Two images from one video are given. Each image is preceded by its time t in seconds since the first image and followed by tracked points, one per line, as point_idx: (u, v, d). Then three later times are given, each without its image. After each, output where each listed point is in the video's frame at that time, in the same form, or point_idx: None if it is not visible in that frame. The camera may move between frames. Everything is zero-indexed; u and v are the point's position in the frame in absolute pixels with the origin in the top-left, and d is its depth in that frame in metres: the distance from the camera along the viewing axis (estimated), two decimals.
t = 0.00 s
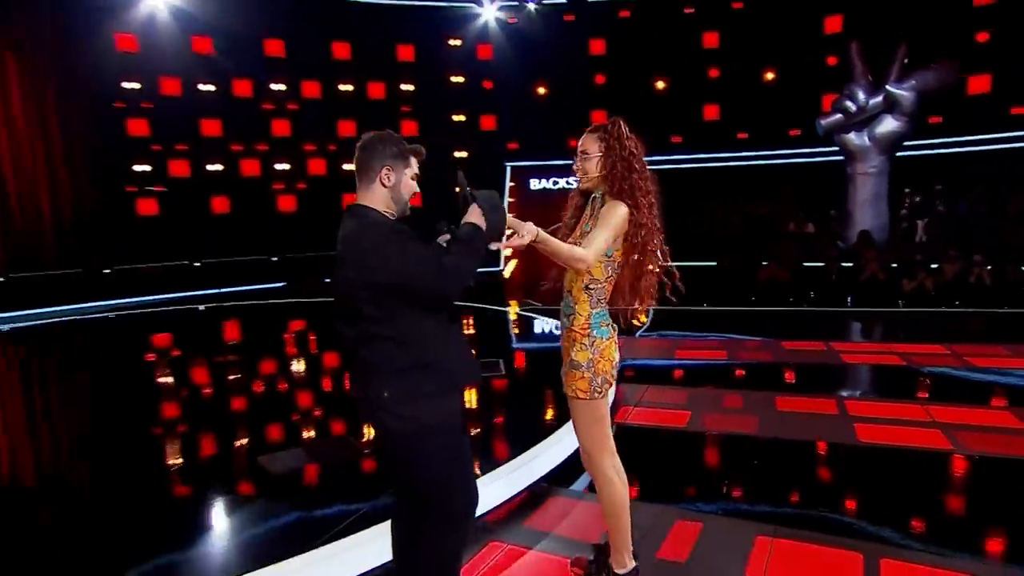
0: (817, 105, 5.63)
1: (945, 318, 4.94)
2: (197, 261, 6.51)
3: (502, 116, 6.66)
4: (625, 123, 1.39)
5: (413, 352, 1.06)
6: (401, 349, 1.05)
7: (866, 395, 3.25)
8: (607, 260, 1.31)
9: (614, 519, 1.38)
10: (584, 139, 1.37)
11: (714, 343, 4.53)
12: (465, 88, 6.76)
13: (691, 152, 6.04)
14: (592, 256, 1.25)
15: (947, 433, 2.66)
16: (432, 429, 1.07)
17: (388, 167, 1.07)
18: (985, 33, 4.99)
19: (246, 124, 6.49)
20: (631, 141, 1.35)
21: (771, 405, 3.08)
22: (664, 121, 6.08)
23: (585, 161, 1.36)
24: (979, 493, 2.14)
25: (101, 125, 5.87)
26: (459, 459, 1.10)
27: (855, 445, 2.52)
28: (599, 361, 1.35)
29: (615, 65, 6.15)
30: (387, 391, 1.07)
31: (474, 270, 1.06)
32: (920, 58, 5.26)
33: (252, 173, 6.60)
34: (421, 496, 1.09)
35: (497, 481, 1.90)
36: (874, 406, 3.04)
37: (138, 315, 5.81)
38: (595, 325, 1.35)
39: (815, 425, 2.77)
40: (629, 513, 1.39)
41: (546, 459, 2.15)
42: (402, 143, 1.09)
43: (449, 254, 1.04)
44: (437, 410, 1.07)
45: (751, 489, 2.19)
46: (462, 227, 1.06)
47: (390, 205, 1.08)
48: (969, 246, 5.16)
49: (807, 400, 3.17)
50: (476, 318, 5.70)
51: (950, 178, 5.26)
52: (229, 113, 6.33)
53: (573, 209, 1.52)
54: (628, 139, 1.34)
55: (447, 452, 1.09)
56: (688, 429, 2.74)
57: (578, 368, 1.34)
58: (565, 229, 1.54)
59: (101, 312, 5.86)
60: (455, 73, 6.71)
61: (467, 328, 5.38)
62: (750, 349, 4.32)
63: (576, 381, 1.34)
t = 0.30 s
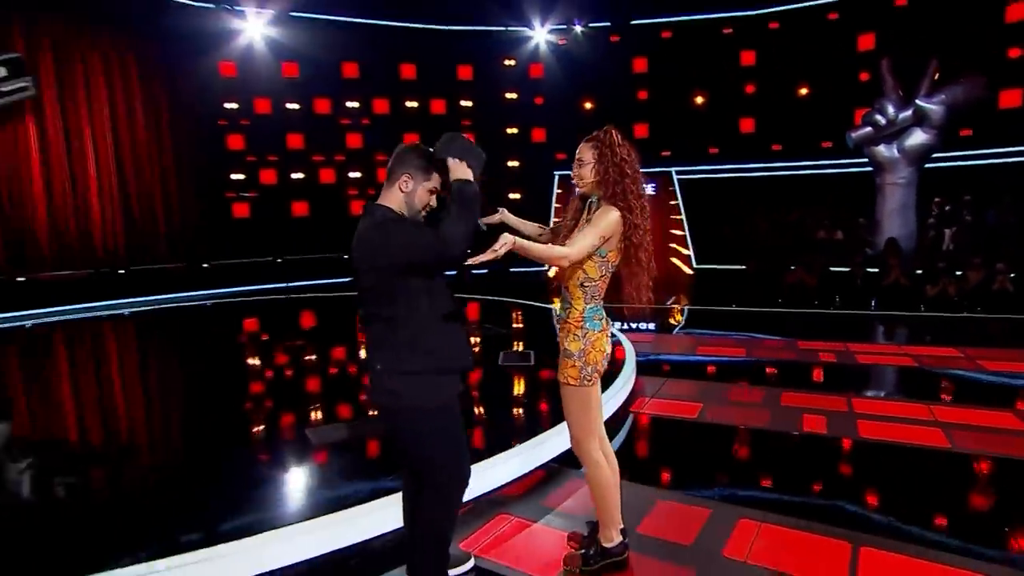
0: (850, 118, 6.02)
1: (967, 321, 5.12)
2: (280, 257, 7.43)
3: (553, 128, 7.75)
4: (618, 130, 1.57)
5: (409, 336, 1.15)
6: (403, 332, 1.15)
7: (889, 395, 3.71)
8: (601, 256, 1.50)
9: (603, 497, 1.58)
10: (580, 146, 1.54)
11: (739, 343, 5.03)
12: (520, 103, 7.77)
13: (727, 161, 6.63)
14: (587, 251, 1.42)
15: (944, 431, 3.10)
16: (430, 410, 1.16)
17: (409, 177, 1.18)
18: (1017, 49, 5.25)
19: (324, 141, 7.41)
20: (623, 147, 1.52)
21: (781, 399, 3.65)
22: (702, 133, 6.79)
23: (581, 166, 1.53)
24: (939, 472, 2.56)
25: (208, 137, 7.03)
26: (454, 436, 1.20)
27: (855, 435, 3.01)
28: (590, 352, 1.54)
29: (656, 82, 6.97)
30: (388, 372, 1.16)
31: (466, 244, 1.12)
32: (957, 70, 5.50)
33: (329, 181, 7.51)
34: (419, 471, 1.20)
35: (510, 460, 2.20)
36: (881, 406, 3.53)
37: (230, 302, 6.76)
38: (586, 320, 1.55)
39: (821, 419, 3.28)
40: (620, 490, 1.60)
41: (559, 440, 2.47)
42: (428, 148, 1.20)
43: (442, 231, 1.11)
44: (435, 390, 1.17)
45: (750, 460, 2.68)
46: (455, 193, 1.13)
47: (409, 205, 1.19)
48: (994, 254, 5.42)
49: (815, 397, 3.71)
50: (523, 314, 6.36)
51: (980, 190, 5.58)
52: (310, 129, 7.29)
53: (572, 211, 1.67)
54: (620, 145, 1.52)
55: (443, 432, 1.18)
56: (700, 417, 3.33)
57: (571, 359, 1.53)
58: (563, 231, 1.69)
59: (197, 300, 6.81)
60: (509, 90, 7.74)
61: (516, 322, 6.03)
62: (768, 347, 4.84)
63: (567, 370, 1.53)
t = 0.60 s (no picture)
0: (868, 128, 6.64)
1: (976, 321, 5.42)
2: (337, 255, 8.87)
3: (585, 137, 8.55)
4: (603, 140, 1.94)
5: (423, 326, 1.67)
6: (418, 321, 1.68)
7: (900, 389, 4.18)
8: (590, 251, 1.85)
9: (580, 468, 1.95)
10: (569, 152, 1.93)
11: (753, 339, 5.59)
12: (557, 115, 8.72)
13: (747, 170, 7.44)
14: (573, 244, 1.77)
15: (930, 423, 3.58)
16: (438, 383, 1.69)
17: (423, 179, 1.71)
18: None
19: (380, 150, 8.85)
20: (605, 152, 1.90)
21: (779, 390, 4.31)
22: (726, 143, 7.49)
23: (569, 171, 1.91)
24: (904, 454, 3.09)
25: (278, 149, 8.53)
26: (459, 404, 1.73)
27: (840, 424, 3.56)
28: (582, 342, 1.87)
29: (683, 94, 7.69)
30: (407, 351, 1.68)
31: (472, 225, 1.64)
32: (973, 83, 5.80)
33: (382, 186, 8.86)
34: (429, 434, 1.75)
35: (507, 442, 2.70)
36: (875, 398, 4.03)
37: (298, 294, 7.83)
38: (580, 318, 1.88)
39: (815, 409, 3.84)
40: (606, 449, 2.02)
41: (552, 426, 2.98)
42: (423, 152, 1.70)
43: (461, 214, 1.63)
44: (442, 370, 1.69)
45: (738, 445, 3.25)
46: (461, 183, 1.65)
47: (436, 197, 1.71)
48: (1005, 260, 5.83)
49: (815, 388, 4.29)
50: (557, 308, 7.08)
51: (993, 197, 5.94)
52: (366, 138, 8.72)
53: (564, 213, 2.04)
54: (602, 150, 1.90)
55: (449, 402, 1.71)
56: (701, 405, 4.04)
57: (566, 348, 1.87)
58: (558, 229, 2.07)
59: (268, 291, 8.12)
60: (547, 102, 8.69)
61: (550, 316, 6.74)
62: (778, 343, 5.39)
63: (560, 358, 1.88)
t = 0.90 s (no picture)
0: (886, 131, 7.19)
1: (989, 319, 5.82)
2: (383, 249, 10.82)
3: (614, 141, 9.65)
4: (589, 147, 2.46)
5: (463, 320, 2.32)
6: (457, 315, 2.33)
7: (911, 381, 4.58)
8: (574, 249, 2.39)
9: (550, 452, 2.51)
10: (561, 155, 2.46)
11: (767, 330, 6.14)
12: (586, 118, 10.06)
13: (767, 170, 8.23)
14: (556, 247, 2.31)
15: (918, 411, 4.04)
16: (472, 365, 2.35)
17: (456, 179, 2.31)
18: None
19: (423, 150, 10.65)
20: (588, 159, 2.42)
21: (781, 378, 4.80)
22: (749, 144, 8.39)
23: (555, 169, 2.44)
24: (887, 439, 3.63)
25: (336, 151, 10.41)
26: (485, 383, 2.40)
27: (834, 411, 4.08)
28: (569, 331, 2.42)
29: (705, 100, 8.73)
30: (443, 335, 2.34)
31: (503, 222, 2.28)
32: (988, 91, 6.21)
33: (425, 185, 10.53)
34: (453, 401, 2.41)
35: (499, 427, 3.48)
36: (873, 388, 4.50)
37: (350, 286, 8.99)
38: (568, 310, 2.42)
39: (813, 397, 4.35)
40: (603, 434, 2.62)
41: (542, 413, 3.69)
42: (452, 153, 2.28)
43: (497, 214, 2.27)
44: (476, 355, 2.35)
45: (742, 429, 3.83)
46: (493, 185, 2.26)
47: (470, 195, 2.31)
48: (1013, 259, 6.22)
49: (817, 377, 4.77)
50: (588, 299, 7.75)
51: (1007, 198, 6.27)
52: (413, 141, 10.39)
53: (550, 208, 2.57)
54: (585, 157, 2.41)
55: (479, 380, 2.38)
56: (706, 391, 4.58)
57: (556, 335, 2.41)
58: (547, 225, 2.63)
59: (322, 279, 10.23)
60: (578, 107, 10.10)
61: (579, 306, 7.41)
62: (787, 334, 5.91)
63: (549, 345, 2.43)
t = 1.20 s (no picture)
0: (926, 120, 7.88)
1: None
2: (415, 240, 11.51)
3: (644, 131, 10.42)
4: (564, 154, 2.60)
5: (488, 316, 2.53)
6: (483, 312, 2.53)
7: (948, 382, 4.43)
8: (546, 253, 2.55)
9: (548, 442, 2.79)
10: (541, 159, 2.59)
11: (795, 325, 6.08)
12: (615, 110, 10.66)
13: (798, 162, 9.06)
14: (528, 253, 2.45)
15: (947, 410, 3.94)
16: (491, 358, 2.58)
17: (490, 174, 2.42)
18: None
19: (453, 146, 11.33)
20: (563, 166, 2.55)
21: (800, 373, 4.75)
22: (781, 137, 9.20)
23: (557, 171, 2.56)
24: (905, 435, 3.60)
25: (370, 146, 11.15)
26: (504, 375, 2.64)
27: (854, 408, 4.03)
28: (557, 330, 2.62)
29: (737, 91, 9.51)
30: (463, 327, 2.58)
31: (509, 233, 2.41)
32: None
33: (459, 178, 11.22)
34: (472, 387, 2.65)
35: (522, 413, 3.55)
36: (902, 386, 4.39)
37: (382, 275, 9.41)
38: (556, 311, 2.64)
39: (833, 394, 4.28)
40: (574, 430, 2.91)
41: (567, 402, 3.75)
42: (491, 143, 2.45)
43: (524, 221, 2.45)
44: (495, 349, 2.57)
45: (757, 422, 3.84)
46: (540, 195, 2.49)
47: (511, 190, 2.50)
48: None
49: (836, 373, 4.71)
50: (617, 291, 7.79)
51: None
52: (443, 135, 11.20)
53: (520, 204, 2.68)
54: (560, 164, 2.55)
55: (499, 373, 2.61)
56: (725, 385, 4.54)
57: (544, 335, 2.62)
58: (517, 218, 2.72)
59: (346, 270, 10.64)
60: (609, 100, 10.65)
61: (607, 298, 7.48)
62: (813, 330, 5.86)
63: (537, 344, 2.65)
